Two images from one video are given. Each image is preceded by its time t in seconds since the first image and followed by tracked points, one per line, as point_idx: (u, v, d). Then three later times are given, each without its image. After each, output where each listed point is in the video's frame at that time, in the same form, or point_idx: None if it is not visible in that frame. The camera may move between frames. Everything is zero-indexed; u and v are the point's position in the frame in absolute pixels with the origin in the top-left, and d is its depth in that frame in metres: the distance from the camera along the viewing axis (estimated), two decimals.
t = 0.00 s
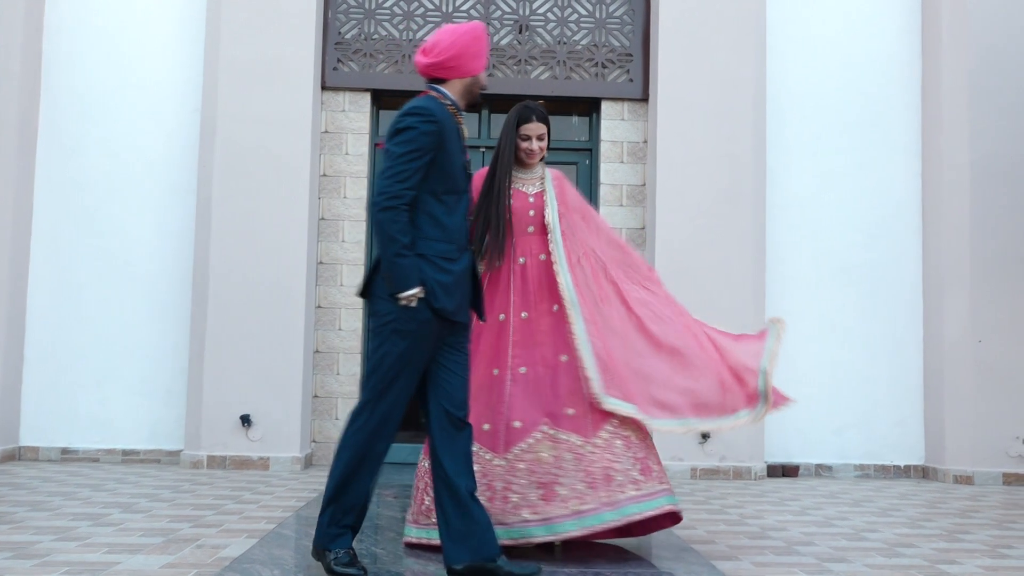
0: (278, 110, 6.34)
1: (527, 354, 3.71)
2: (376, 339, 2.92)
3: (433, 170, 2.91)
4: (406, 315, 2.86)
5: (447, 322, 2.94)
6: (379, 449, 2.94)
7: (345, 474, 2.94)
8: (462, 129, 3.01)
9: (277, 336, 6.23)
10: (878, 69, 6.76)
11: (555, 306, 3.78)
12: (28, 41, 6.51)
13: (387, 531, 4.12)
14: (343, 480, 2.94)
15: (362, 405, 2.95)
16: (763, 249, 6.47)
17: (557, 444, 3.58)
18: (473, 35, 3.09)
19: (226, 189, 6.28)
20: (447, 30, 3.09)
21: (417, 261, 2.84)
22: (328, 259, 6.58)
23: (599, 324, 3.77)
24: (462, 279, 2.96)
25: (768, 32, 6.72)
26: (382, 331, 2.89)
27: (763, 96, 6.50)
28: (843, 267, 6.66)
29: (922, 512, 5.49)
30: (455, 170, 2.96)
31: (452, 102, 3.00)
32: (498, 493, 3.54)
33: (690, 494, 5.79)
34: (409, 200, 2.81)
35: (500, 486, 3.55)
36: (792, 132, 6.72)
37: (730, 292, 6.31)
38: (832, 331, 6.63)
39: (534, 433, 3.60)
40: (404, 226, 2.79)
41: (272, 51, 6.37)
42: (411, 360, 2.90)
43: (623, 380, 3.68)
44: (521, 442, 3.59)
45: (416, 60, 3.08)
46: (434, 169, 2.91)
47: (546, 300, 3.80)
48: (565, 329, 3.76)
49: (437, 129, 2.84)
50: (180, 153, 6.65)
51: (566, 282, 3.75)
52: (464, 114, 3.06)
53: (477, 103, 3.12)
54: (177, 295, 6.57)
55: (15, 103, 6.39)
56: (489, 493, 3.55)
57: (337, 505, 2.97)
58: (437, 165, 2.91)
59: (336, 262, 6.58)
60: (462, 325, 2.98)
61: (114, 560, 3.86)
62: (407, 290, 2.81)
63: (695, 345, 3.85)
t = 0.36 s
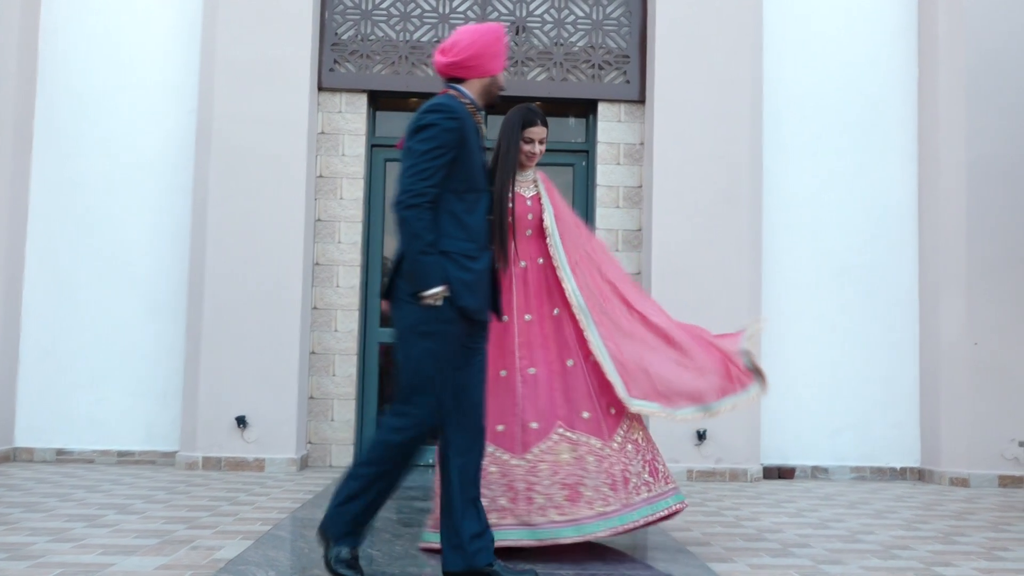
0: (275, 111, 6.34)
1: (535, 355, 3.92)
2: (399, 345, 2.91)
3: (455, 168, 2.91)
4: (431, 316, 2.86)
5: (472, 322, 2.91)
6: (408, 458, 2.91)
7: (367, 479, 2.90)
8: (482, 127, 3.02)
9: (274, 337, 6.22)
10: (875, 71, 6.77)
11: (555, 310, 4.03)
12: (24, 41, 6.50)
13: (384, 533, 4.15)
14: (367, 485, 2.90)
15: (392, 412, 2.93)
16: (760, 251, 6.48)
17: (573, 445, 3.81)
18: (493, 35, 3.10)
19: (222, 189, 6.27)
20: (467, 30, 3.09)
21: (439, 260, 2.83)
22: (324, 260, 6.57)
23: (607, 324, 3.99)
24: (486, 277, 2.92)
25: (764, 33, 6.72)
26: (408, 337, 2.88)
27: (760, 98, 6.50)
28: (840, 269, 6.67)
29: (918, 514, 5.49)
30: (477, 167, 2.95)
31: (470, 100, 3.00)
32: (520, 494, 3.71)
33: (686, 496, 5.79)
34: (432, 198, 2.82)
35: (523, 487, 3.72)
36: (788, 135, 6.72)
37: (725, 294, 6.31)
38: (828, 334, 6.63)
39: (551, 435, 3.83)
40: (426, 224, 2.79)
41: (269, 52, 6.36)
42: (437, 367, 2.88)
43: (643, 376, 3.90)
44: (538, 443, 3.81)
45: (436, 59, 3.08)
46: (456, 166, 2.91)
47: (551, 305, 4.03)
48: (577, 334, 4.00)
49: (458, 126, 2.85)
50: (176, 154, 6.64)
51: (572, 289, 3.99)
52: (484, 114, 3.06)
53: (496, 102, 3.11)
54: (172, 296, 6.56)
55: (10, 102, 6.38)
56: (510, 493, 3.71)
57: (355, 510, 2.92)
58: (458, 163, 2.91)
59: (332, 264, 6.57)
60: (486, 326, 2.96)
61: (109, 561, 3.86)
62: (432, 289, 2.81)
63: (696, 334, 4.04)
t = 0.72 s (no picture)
0: (271, 112, 6.33)
1: (543, 356, 3.95)
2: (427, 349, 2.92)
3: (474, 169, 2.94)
4: (455, 316, 2.88)
5: (493, 321, 2.95)
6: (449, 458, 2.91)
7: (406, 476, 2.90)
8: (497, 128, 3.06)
9: (270, 338, 6.22)
10: (870, 73, 6.78)
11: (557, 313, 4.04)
12: (20, 41, 6.48)
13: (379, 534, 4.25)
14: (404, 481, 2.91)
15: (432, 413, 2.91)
16: (755, 252, 6.48)
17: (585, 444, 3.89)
18: (512, 37, 3.15)
19: (218, 190, 6.26)
20: (486, 31, 3.15)
21: (460, 260, 2.86)
22: (320, 261, 6.57)
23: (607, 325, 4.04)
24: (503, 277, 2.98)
25: (761, 35, 6.73)
26: (438, 342, 2.89)
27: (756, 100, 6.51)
28: (836, 271, 6.68)
29: (913, 515, 5.50)
30: (494, 169, 2.99)
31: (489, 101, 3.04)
32: (543, 495, 3.76)
33: (681, 497, 5.80)
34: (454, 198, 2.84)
35: (544, 488, 3.77)
36: (784, 137, 6.73)
37: (721, 295, 6.31)
38: (824, 336, 6.63)
39: (565, 437, 3.88)
40: (447, 223, 2.81)
41: (266, 53, 6.36)
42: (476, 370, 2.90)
43: (647, 377, 3.99)
44: (556, 445, 3.85)
45: (454, 59, 3.13)
46: (475, 167, 2.94)
47: (550, 308, 4.04)
48: (577, 337, 4.04)
49: (480, 126, 2.88)
50: (173, 154, 6.64)
51: (573, 294, 4.03)
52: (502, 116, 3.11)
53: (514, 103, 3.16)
54: (168, 297, 6.56)
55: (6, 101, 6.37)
56: (534, 495, 3.75)
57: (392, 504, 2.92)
58: (478, 164, 2.94)
59: (328, 265, 6.57)
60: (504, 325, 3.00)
61: (105, 563, 3.86)
62: (454, 289, 2.84)
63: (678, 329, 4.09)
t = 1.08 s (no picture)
0: (267, 114, 6.33)
1: (553, 360, 3.92)
2: (453, 347, 2.91)
3: (492, 167, 2.98)
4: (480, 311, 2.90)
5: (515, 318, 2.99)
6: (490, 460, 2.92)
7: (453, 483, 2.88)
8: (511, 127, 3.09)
9: (266, 340, 6.22)
10: (865, 76, 6.79)
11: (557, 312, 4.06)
12: (15, 42, 6.47)
13: (372, 536, 4.31)
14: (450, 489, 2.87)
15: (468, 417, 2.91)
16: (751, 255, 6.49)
17: (594, 448, 3.90)
18: (528, 37, 3.21)
19: (214, 192, 6.26)
20: (504, 31, 3.21)
21: (483, 255, 2.89)
22: (316, 262, 6.57)
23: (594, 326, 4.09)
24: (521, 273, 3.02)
25: (756, 37, 6.73)
26: (466, 339, 2.89)
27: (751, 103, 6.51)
28: (831, 273, 6.69)
29: (908, 517, 5.51)
30: (511, 168, 3.04)
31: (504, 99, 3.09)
32: (563, 498, 3.82)
33: (677, 499, 5.80)
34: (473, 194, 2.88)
35: (564, 491, 3.82)
36: (779, 139, 6.74)
37: (717, 297, 6.32)
38: (819, 338, 6.64)
39: (577, 442, 3.87)
40: (467, 219, 2.84)
41: (262, 55, 6.36)
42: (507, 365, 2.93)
43: (638, 378, 4.05)
44: (570, 449, 3.85)
45: (470, 57, 3.19)
46: (491, 165, 2.98)
47: (548, 310, 4.04)
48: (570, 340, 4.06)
49: (497, 124, 2.93)
50: (169, 157, 6.63)
51: (567, 300, 4.07)
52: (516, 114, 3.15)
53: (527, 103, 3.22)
54: (164, 298, 6.56)
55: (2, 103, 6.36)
56: (555, 499, 3.82)
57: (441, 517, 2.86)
58: (495, 161, 2.98)
59: (324, 266, 6.57)
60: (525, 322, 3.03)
61: (99, 564, 3.86)
62: (480, 284, 2.86)
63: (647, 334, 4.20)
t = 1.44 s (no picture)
0: (263, 115, 6.33)
1: (559, 361, 4.04)
2: (475, 349, 2.93)
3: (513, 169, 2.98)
4: (503, 313, 2.91)
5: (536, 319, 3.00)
6: (535, 462, 2.87)
7: (503, 497, 2.84)
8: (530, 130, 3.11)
9: (261, 342, 6.21)
10: (861, 78, 6.80)
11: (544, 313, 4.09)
12: (11, 44, 6.46)
13: (368, 538, 4.31)
14: (460, 490, 3.13)
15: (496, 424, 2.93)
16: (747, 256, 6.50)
17: (596, 449, 4.02)
18: (546, 39, 3.24)
19: (209, 193, 6.26)
20: (522, 32, 3.23)
21: (508, 258, 2.89)
22: (312, 264, 6.56)
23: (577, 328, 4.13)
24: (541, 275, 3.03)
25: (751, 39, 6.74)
26: (489, 340, 2.91)
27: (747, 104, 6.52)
28: (827, 275, 6.69)
29: (903, 519, 5.51)
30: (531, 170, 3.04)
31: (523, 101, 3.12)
32: (577, 500, 3.90)
33: (672, 500, 5.81)
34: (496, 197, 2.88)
35: (577, 493, 3.90)
36: (774, 140, 6.75)
37: (713, 299, 6.33)
38: (815, 340, 6.65)
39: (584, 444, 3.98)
40: (491, 221, 2.85)
41: (259, 56, 6.36)
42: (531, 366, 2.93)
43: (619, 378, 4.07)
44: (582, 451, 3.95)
45: (488, 59, 3.20)
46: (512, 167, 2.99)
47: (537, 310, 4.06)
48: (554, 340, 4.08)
49: (521, 127, 2.93)
50: (164, 158, 6.63)
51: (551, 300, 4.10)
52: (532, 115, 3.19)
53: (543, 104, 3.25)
54: (160, 299, 6.55)
55: None
56: (570, 501, 3.88)
57: (501, 535, 2.81)
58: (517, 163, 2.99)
59: (320, 268, 6.57)
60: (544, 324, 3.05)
61: (94, 565, 3.85)
62: (503, 286, 2.87)
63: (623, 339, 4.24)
